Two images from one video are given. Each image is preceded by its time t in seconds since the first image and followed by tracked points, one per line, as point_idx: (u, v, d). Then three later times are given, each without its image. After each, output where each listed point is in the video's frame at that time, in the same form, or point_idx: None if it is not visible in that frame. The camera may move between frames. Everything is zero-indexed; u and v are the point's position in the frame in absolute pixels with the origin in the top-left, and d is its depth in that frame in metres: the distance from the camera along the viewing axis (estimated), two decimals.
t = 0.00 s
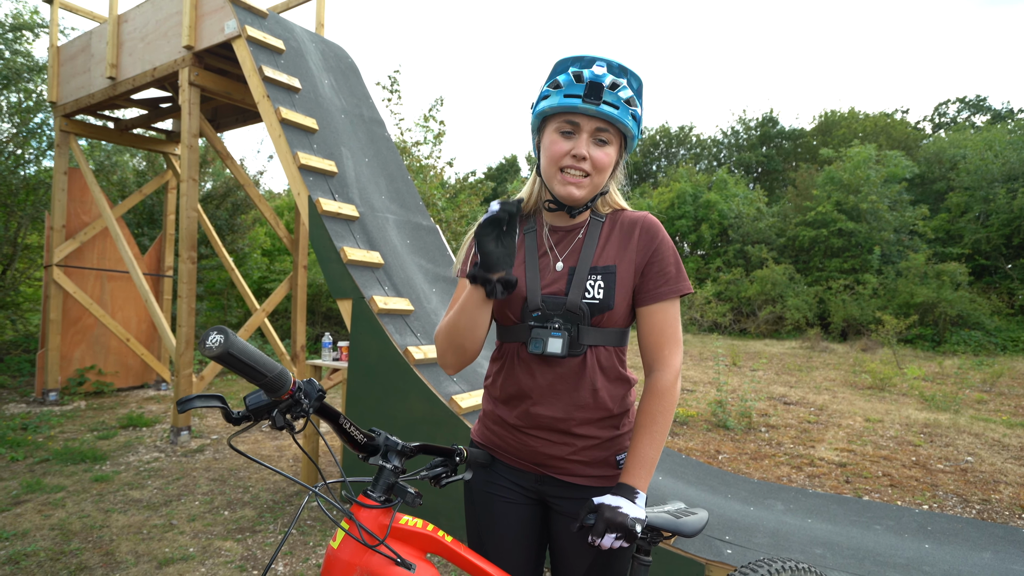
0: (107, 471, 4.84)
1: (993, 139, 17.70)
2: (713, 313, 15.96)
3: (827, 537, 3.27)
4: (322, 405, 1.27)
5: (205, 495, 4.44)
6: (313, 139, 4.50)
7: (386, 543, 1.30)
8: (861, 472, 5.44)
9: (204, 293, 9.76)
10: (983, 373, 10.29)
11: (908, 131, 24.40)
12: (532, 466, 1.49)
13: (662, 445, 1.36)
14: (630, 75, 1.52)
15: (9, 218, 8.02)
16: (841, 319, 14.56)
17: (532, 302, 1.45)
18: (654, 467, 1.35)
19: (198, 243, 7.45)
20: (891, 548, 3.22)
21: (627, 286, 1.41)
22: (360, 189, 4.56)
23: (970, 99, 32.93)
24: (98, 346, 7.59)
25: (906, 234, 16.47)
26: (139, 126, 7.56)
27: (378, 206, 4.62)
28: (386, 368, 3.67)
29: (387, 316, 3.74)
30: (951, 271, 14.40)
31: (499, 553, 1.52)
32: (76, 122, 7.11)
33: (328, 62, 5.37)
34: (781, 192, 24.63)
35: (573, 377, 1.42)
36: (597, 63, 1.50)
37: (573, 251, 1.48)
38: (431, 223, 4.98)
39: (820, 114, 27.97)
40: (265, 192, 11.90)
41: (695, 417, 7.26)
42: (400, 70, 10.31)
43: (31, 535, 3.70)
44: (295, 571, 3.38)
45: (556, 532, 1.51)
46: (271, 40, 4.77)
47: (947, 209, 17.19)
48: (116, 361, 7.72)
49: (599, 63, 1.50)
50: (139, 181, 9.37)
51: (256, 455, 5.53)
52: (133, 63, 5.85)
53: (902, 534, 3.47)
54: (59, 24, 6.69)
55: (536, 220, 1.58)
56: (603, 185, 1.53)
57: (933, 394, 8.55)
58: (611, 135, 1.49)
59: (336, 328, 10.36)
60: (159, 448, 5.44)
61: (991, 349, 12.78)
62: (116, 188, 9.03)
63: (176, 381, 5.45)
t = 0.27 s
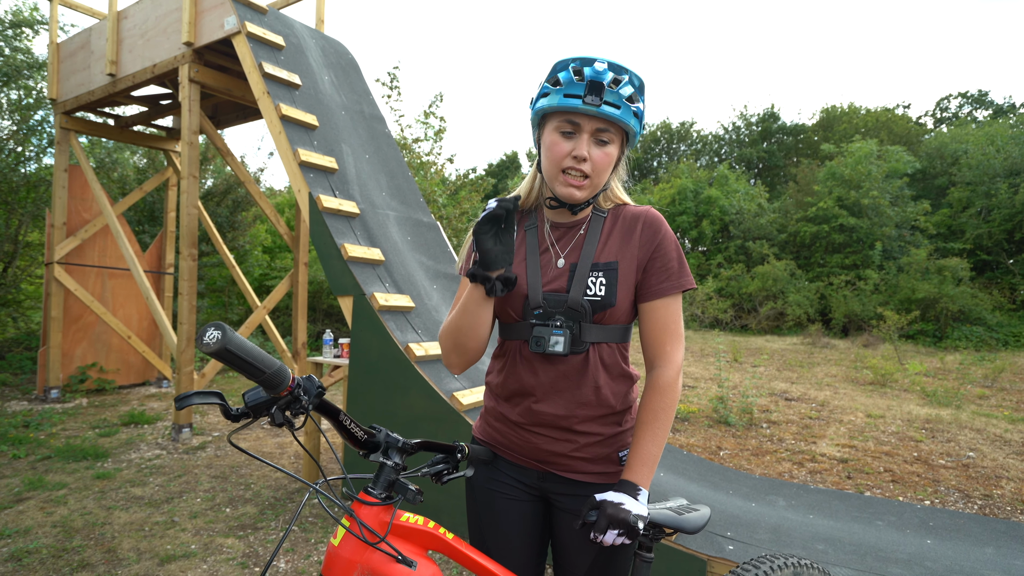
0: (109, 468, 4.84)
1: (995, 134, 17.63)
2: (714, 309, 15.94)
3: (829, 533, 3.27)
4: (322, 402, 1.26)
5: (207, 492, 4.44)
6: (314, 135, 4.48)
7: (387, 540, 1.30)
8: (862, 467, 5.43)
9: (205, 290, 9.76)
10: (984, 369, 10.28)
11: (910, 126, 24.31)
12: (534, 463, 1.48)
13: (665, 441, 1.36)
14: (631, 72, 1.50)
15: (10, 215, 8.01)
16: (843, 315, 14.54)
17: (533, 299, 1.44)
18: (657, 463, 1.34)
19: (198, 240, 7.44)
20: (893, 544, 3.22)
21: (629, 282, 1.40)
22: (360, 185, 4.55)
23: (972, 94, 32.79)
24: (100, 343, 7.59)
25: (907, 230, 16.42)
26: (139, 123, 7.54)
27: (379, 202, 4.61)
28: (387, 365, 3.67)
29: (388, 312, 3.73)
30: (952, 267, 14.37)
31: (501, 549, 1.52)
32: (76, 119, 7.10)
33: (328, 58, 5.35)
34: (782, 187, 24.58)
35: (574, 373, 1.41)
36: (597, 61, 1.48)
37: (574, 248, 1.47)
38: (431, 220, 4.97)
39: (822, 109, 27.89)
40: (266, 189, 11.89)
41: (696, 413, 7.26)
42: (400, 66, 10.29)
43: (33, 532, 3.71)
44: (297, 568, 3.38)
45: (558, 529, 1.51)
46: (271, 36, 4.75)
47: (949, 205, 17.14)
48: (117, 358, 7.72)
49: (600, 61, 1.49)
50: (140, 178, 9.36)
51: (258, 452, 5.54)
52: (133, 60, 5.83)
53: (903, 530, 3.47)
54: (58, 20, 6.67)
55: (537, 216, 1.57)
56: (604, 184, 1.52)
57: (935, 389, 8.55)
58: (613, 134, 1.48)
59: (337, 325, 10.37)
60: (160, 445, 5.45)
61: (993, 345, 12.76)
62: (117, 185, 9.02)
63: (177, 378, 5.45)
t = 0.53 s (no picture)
0: (110, 467, 4.85)
1: (996, 130, 17.59)
2: (715, 307, 15.94)
3: (831, 531, 3.26)
4: (322, 402, 1.26)
5: (208, 490, 4.44)
6: (314, 134, 4.48)
7: (387, 540, 1.29)
8: (863, 464, 5.43)
9: (205, 289, 9.76)
10: (986, 365, 10.27)
11: (911, 122, 24.27)
12: (532, 460, 1.48)
13: (667, 439, 1.35)
14: (640, 72, 1.49)
15: (11, 215, 8.01)
16: (844, 312, 14.53)
17: (534, 297, 1.43)
18: (658, 462, 1.34)
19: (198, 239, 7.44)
20: (895, 541, 3.21)
21: (631, 280, 1.39)
22: (360, 183, 4.54)
23: (973, 91, 32.70)
24: (100, 342, 7.59)
25: (908, 226, 16.40)
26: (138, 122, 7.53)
27: (379, 201, 4.60)
28: (388, 363, 3.66)
29: (389, 311, 3.73)
30: (953, 263, 14.34)
31: (499, 548, 1.52)
32: (76, 118, 7.09)
33: (328, 56, 5.34)
34: (783, 184, 24.55)
35: (574, 372, 1.41)
36: (606, 60, 1.47)
37: (576, 246, 1.46)
38: (432, 218, 4.96)
39: (822, 106, 27.84)
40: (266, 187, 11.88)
41: (697, 411, 7.26)
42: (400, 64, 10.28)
43: (35, 531, 3.71)
44: (298, 567, 3.38)
45: (556, 527, 1.50)
46: (270, 34, 4.74)
47: (950, 201, 17.11)
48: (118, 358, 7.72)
49: (609, 60, 1.48)
50: (140, 177, 9.35)
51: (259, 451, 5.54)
52: (133, 58, 5.82)
53: (905, 527, 3.46)
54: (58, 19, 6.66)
55: (540, 214, 1.56)
56: (608, 184, 1.51)
57: (936, 386, 8.54)
58: (619, 134, 1.47)
59: (338, 323, 10.37)
60: (161, 444, 5.45)
61: (994, 341, 12.75)
62: (117, 184, 9.02)
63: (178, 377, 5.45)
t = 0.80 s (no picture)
0: (111, 467, 4.85)
1: (997, 128, 17.57)
2: (715, 306, 15.93)
3: (831, 529, 3.26)
4: (324, 406, 1.25)
5: (209, 491, 4.44)
6: (313, 133, 4.47)
7: (386, 542, 1.29)
8: (864, 463, 5.43)
9: (206, 289, 9.76)
10: (986, 364, 10.27)
11: (911, 120, 24.25)
12: (526, 459, 1.47)
13: (666, 440, 1.35)
14: (639, 69, 1.49)
15: (11, 215, 8.02)
16: (844, 311, 14.52)
17: (531, 295, 1.43)
18: (658, 464, 1.34)
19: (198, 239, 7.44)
20: (895, 540, 3.21)
21: (628, 281, 1.40)
22: (360, 183, 4.54)
23: (974, 88, 32.65)
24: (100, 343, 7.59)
25: (909, 225, 16.39)
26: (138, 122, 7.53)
27: (378, 200, 4.60)
28: (387, 363, 3.66)
29: (388, 311, 3.73)
30: (954, 261, 14.33)
31: (493, 546, 1.51)
32: (75, 119, 7.09)
33: (327, 56, 5.34)
34: (783, 183, 24.53)
35: (570, 371, 1.40)
36: (606, 57, 1.47)
37: (574, 246, 1.46)
38: (432, 217, 4.96)
39: (822, 104, 27.82)
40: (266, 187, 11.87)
41: (698, 410, 7.25)
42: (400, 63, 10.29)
43: (35, 531, 3.71)
44: (298, 567, 3.38)
45: (551, 527, 1.49)
46: (270, 34, 4.74)
47: (951, 199, 17.10)
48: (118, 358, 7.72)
49: (609, 57, 1.48)
50: (140, 177, 9.35)
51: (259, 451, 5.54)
52: (132, 58, 5.82)
53: (905, 526, 3.46)
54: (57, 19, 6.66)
55: (539, 212, 1.56)
56: (608, 181, 1.51)
57: (936, 384, 8.53)
58: (619, 132, 1.47)
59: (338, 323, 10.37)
60: (162, 444, 5.45)
61: (995, 339, 12.74)
62: (117, 184, 9.03)
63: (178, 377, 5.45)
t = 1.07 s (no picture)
0: (111, 466, 4.86)
1: (998, 128, 17.55)
2: (716, 305, 15.94)
3: (831, 529, 3.26)
4: (334, 411, 1.26)
5: (209, 490, 4.45)
6: (313, 133, 4.47)
7: (390, 545, 1.30)
8: (864, 462, 5.43)
9: (206, 289, 9.77)
10: (986, 363, 10.26)
11: (912, 120, 24.23)
12: (520, 454, 1.48)
13: (667, 438, 1.37)
14: (634, 69, 1.50)
15: (11, 214, 8.02)
16: (844, 310, 14.51)
17: (528, 293, 1.43)
18: (660, 462, 1.35)
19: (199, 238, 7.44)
20: (895, 539, 3.21)
21: (625, 280, 1.40)
22: (360, 182, 4.54)
23: (974, 88, 32.62)
24: (101, 342, 7.60)
25: (909, 224, 16.39)
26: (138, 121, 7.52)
27: (379, 199, 4.60)
28: (387, 362, 3.67)
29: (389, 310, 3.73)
30: (954, 261, 14.32)
31: (485, 543, 1.51)
32: (76, 118, 7.09)
33: (327, 55, 5.34)
34: (783, 182, 24.52)
35: (567, 369, 1.40)
36: (601, 57, 1.47)
37: (572, 244, 1.46)
38: (432, 217, 4.95)
39: (823, 104, 27.79)
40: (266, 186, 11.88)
41: (698, 409, 7.26)
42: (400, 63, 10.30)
43: (36, 530, 3.72)
44: (298, 566, 3.38)
45: (544, 523, 1.50)
46: (270, 33, 4.74)
47: (951, 199, 17.09)
48: (119, 357, 7.73)
49: (605, 57, 1.48)
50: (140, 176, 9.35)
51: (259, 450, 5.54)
52: (132, 57, 5.82)
53: (905, 525, 3.46)
54: (57, 19, 6.66)
55: (535, 210, 1.55)
56: (603, 181, 1.51)
57: (937, 384, 8.53)
58: (614, 132, 1.47)
59: (338, 322, 10.38)
60: (162, 444, 5.46)
61: (996, 339, 12.74)
62: (117, 184, 9.04)
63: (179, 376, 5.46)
